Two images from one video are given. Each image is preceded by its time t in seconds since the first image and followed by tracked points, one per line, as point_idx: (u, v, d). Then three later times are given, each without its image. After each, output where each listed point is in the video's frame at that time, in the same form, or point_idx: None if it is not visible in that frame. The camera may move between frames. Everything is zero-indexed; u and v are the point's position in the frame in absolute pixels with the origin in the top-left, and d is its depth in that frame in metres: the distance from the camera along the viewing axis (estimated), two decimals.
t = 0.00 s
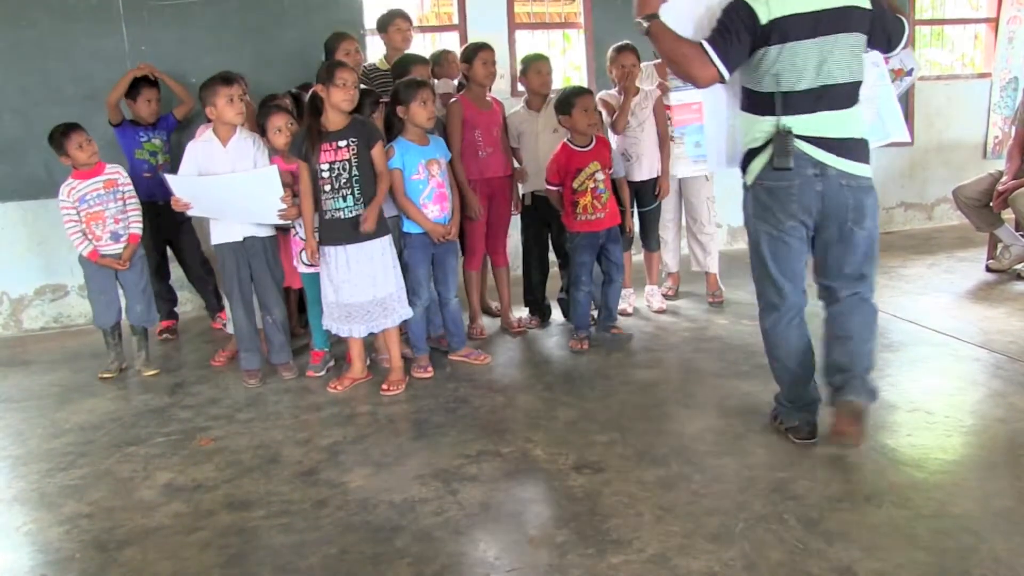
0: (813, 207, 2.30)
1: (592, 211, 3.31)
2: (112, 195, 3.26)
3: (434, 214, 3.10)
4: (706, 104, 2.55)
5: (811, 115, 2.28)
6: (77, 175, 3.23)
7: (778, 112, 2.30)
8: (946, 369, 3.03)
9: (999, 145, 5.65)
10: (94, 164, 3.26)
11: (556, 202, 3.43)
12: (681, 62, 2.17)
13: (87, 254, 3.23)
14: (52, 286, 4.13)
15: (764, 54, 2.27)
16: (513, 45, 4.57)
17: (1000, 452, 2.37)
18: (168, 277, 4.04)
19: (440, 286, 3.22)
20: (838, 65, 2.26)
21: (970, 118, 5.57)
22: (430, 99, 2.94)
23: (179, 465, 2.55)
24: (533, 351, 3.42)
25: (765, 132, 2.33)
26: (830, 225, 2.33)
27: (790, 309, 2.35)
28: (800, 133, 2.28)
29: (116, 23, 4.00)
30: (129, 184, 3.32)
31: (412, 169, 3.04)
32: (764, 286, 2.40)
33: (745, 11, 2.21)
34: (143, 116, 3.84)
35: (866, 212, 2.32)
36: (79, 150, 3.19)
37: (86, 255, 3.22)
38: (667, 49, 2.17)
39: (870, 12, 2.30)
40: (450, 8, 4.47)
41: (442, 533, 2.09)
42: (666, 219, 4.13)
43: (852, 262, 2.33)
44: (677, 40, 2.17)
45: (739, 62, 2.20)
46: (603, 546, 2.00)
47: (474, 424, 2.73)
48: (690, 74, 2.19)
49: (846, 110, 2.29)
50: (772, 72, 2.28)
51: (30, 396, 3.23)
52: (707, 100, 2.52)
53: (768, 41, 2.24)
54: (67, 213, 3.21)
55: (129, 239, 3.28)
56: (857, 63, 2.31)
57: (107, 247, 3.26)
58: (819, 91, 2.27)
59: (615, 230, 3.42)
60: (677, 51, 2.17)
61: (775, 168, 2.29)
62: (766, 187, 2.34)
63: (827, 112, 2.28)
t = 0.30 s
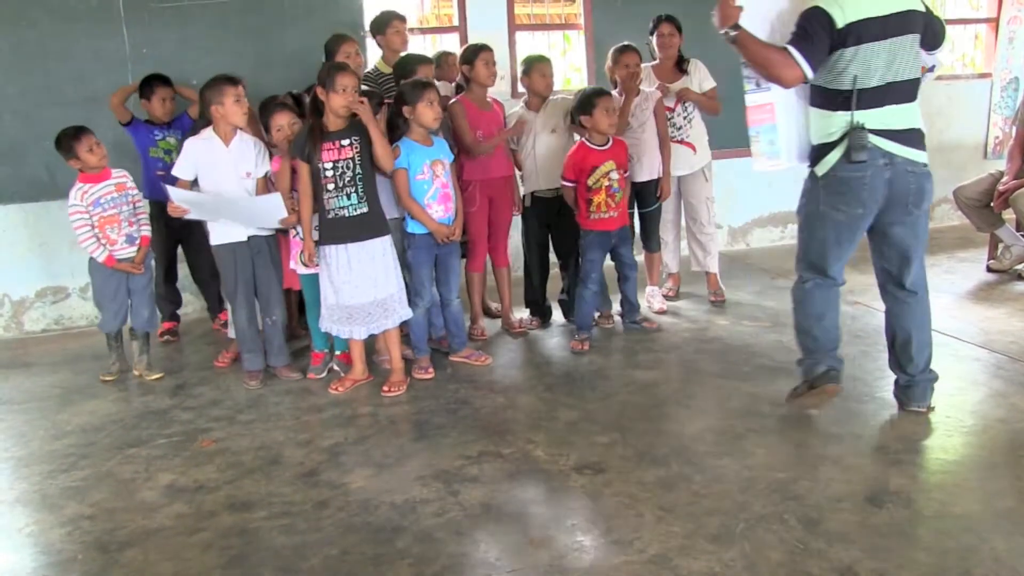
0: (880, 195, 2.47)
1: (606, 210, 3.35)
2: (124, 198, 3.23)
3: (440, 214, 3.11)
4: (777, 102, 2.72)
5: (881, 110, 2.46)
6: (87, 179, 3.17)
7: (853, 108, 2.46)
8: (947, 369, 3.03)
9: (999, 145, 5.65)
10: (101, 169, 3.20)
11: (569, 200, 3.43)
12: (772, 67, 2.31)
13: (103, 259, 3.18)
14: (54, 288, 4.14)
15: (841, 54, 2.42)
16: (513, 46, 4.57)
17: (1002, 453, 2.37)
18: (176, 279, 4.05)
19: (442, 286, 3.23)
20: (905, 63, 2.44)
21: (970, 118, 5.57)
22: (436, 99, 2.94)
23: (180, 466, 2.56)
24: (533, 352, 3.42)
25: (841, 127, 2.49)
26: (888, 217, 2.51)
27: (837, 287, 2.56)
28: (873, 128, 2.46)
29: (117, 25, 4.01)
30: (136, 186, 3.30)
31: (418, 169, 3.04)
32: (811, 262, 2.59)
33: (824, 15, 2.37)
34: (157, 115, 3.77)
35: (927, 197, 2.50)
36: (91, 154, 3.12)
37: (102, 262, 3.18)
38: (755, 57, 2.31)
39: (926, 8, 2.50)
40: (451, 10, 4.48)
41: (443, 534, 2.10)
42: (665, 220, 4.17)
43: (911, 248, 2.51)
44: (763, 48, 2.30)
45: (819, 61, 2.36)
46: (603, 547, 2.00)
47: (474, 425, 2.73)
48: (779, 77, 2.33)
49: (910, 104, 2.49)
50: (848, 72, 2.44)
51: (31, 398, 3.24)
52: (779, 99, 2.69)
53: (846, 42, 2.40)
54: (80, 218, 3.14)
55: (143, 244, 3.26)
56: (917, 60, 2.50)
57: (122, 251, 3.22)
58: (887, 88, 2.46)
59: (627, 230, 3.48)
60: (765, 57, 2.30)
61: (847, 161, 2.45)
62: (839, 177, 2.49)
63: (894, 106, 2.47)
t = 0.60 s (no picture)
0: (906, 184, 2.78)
1: (637, 205, 3.40)
2: (124, 201, 3.10)
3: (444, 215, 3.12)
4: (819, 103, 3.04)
5: (907, 108, 2.79)
6: (89, 183, 3.02)
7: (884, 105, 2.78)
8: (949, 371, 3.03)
9: (1002, 146, 5.65)
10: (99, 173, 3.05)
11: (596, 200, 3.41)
12: (819, 65, 2.60)
13: (108, 265, 3.03)
14: (57, 289, 4.14)
15: (875, 57, 2.73)
16: (515, 48, 4.57)
17: (1004, 455, 2.37)
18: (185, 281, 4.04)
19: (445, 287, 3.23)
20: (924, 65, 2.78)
21: (973, 120, 5.57)
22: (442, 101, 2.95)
23: (183, 467, 2.56)
24: (536, 354, 3.43)
25: (871, 124, 2.79)
26: (910, 205, 2.83)
27: (873, 271, 2.87)
28: (901, 123, 2.78)
29: (120, 27, 4.02)
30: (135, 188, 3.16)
31: (423, 169, 3.05)
32: (848, 247, 2.91)
33: (863, 21, 2.66)
34: (170, 113, 3.76)
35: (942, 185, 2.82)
36: (89, 160, 2.97)
37: (108, 267, 3.03)
38: (806, 55, 2.59)
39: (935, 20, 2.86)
40: (453, 12, 4.49)
41: (444, 535, 2.10)
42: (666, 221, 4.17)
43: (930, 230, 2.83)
44: (815, 47, 2.59)
45: (857, 59, 2.65)
46: (605, 548, 2.00)
47: (476, 427, 2.73)
48: (824, 74, 2.62)
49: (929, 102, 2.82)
50: (880, 73, 2.76)
51: (34, 398, 3.25)
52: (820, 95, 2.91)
53: (880, 46, 2.71)
54: (82, 224, 2.99)
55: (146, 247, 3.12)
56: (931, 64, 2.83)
57: (127, 255, 3.08)
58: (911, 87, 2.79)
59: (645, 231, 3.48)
60: (815, 56, 2.59)
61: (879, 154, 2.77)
62: (870, 168, 2.79)
63: (918, 105, 2.81)
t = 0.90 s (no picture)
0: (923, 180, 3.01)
1: (647, 206, 3.42)
2: (121, 205, 3.08)
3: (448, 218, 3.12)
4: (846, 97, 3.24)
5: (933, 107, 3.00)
6: (86, 190, 2.98)
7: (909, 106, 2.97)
8: (952, 373, 3.03)
9: (1005, 149, 5.65)
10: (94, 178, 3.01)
11: (605, 204, 3.40)
12: (856, 67, 2.84)
13: (108, 272, 3.01)
14: (60, 292, 4.16)
15: (902, 61, 2.94)
16: (517, 51, 4.58)
17: (1007, 457, 2.37)
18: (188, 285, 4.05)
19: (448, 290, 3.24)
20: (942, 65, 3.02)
21: (976, 122, 5.57)
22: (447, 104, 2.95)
23: (186, 470, 2.57)
24: (538, 356, 3.43)
25: (899, 122, 2.97)
26: (921, 202, 3.06)
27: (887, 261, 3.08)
28: (925, 122, 2.98)
29: (123, 31, 4.03)
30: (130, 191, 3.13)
31: (428, 172, 3.06)
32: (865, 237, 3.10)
33: (893, 26, 2.88)
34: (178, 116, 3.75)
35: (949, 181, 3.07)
36: (82, 167, 2.92)
37: (108, 275, 3.01)
38: (845, 56, 2.83)
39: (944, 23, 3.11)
40: (455, 15, 4.49)
41: (447, 537, 2.10)
42: (672, 222, 4.15)
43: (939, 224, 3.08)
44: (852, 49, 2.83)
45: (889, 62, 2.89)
46: (608, 551, 2.00)
47: (478, 429, 2.74)
48: (860, 75, 2.86)
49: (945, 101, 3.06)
50: (909, 75, 2.95)
51: (37, 401, 3.26)
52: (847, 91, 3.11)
53: (909, 51, 2.92)
54: (80, 233, 2.96)
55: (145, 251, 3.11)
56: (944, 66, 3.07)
57: (126, 261, 3.07)
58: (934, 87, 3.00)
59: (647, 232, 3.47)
60: (853, 58, 2.83)
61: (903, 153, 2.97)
62: (895, 164, 2.98)
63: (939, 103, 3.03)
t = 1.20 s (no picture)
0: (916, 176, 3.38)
1: (651, 208, 3.44)
2: (135, 209, 3.01)
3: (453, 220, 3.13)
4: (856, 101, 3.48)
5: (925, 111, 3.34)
6: (99, 194, 2.91)
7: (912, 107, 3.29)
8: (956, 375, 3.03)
9: (1010, 150, 5.60)
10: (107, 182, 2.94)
11: (609, 204, 3.38)
12: (879, 72, 3.16)
13: (125, 278, 2.98)
14: (66, 293, 4.17)
15: (909, 66, 3.24)
16: (521, 52, 4.59)
17: (1010, 459, 2.37)
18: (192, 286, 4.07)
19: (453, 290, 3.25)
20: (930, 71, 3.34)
21: (981, 123, 5.57)
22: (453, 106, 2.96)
23: (190, 470, 2.58)
24: (541, 358, 3.44)
25: (902, 123, 3.29)
26: (914, 194, 3.45)
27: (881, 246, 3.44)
28: (923, 124, 3.33)
29: (128, 33, 4.05)
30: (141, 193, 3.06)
31: (433, 174, 3.06)
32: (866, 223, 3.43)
33: (905, 35, 3.17)
34: (182, 117, 3.77)
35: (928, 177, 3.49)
36: (95, 172, 2.87)
37: (125, 280, 2.98)
38: (869, 63, 3.14)
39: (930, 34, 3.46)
40: (459, 17, 4.49)
41: (451, 538, 2.11)
42: (677, 222, 4.12)
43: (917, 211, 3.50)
44: (876, 55, 3.13)
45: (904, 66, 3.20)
46: (611, 552, 2.01)
47: (481, 430, 2.74)
48: (880, 79, 3.18)
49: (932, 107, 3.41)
50: (913, 81, 3.26)
51: (43, 402, 3.27)
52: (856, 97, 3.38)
53: (917, 58, 3.22)
54: (96, 237, 2.90)
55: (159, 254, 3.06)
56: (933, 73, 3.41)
57: (141, 265, 3.01)
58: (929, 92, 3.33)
59: (647, 234, 3.48)
60: (877, 64, 3.14)
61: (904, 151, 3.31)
62: (898, 162, 3.33)
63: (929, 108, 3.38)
